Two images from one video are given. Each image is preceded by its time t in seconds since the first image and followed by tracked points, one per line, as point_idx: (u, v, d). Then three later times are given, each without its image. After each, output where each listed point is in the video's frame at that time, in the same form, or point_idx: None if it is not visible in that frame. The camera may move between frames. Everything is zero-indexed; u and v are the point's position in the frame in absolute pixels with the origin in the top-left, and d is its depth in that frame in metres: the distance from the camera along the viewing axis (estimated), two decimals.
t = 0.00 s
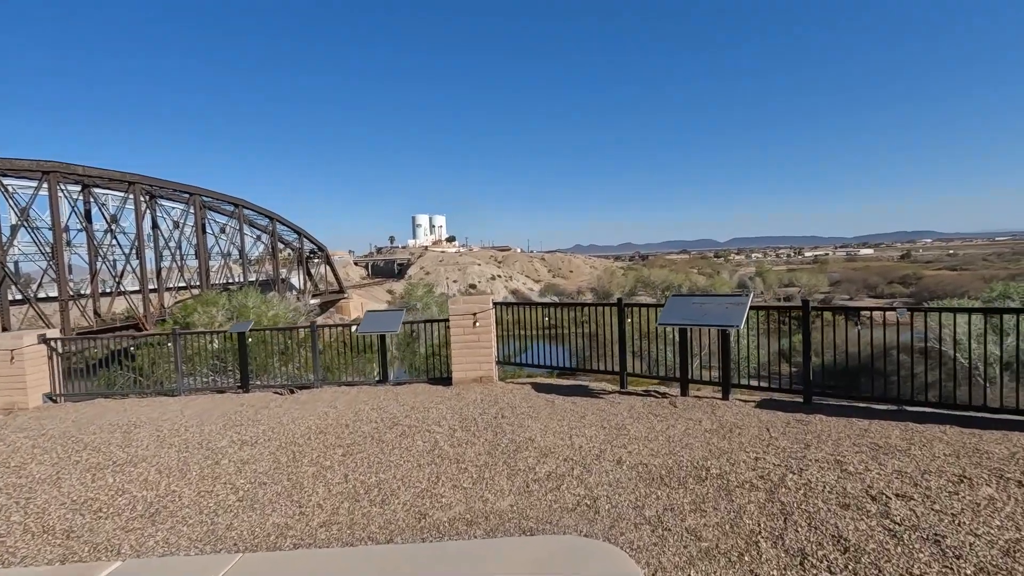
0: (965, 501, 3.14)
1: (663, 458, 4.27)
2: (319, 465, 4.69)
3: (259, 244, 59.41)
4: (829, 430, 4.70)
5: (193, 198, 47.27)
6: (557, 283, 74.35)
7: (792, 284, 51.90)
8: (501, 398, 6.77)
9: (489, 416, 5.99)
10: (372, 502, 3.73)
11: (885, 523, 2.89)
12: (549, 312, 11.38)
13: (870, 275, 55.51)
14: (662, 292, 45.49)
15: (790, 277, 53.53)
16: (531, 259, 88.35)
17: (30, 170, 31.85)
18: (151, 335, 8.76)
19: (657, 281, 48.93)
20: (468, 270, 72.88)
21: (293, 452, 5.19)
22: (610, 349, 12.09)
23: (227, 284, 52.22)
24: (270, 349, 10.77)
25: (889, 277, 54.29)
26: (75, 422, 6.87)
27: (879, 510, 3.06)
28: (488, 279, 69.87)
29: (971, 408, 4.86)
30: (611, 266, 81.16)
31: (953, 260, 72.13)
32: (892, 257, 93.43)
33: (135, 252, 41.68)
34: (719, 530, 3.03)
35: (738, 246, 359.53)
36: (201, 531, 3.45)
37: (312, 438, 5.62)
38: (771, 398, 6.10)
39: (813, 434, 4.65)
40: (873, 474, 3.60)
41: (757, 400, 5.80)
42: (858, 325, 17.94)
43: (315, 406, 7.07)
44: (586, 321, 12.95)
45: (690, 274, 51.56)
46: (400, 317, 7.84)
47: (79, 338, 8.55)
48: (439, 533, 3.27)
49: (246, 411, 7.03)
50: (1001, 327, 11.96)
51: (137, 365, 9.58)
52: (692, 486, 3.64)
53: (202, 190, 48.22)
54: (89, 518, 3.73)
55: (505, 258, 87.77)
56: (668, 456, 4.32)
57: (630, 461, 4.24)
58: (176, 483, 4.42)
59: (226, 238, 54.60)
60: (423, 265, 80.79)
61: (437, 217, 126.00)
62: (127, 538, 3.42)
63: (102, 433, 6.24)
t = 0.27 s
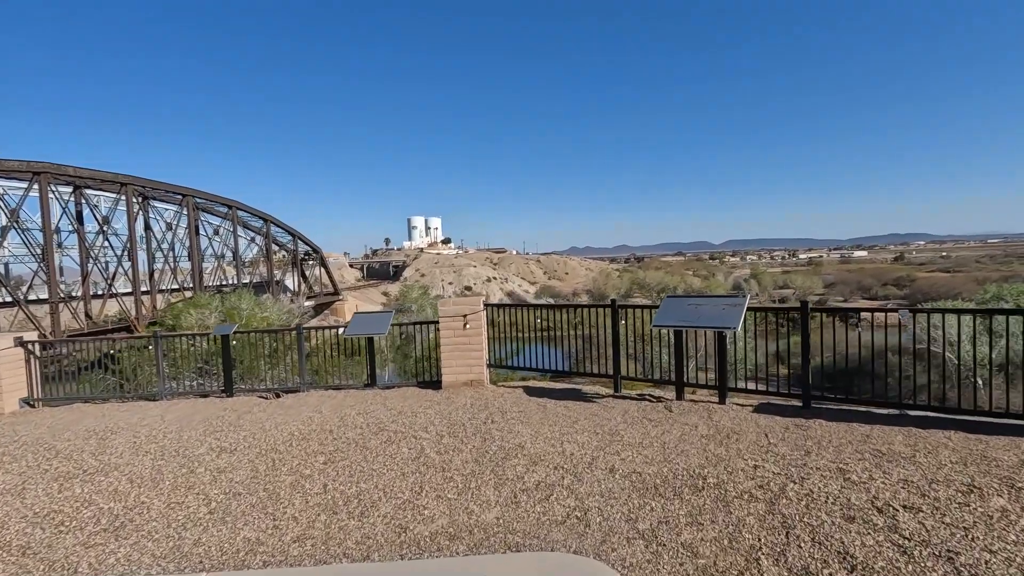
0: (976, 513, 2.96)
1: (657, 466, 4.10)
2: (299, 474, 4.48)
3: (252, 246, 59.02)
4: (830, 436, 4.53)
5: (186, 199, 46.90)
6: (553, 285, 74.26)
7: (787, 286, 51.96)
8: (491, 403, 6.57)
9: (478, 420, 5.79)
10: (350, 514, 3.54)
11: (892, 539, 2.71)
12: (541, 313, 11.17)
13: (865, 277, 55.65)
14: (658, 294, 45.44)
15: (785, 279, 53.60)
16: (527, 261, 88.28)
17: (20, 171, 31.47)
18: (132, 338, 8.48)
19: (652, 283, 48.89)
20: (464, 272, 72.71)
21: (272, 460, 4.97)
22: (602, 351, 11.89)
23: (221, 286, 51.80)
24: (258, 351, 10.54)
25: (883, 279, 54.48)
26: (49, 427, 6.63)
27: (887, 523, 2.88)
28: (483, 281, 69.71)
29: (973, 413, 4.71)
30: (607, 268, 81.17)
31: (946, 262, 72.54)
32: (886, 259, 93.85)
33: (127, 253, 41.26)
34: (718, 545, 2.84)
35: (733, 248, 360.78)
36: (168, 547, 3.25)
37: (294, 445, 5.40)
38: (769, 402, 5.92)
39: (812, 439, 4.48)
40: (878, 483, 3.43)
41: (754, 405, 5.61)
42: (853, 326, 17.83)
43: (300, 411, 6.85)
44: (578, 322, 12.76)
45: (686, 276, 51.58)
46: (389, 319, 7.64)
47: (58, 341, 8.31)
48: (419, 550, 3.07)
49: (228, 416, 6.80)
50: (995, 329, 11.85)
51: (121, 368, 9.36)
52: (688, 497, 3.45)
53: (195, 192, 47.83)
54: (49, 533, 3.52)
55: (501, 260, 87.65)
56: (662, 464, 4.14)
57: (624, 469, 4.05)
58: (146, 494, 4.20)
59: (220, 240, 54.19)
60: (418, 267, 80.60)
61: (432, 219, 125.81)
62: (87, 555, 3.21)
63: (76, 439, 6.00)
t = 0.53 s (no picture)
0: (1000, 537, 2.76)
1: (657, 481, 3.88)
2: (279, 489, 4.24)
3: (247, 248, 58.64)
4: (838, 448, 4.32)
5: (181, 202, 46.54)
6: (550, 288, 74.11)
7: (783, 289, 51.94)
8: (484, 411, 6.35)
9: (470, 430, 5.57)
10: (329, 536, 3.31)
11: (914, 568, 2.50)
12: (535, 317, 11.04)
13: (860, 280, 55.70)
14: (655, 296, 45.32)
15: (781, 282, 53.58)
16: (523, 264, 88.15)
17: (11, 173, 31.10)
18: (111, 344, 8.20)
19: (649, 285, 48.80)
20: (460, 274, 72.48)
21: (252, 473, 4.74)
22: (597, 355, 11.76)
23: (215, 289, 51.42)
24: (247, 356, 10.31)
25: (878, 281, 54.55)
26: (24, 437, 6.38)
27: (906, 549, 2.68)
28: (480, 284, 69.48)
29: (986, 423, 4.48)
30: (603, 271, 81.10)
31: (940, 265, 72.80)
32: (881, 262, 94.10)
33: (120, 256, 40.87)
34: (724, 574, 2.62)
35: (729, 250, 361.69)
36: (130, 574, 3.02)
37: (277, 457, 5.17)
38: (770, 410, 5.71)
39: (819, 452, 4.27)
40: (891, 501, 3.23)
41: (756, 414, 5.40)
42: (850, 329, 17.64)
43: (287, 419, 6.61)
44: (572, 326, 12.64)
45: (682, 279, 51.50)
46: (379, 323, 7.42)
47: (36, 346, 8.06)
48: None
49: (211, 425, 6.56)
50: (992, 330, 11.72)
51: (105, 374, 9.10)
52: (691, 516, 3.24)
53: (189, 194, 47.49)
54: (5, 557, 3.28)
55: (497, 262, 87.48)
56: (662, 479, 3.93)
57: (622, 485, 3.84)
58: (115, 512, 3.96)
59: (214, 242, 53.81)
60: (414, 269, 80.32)
61: (428, 222, 125.57)
62: None
63: (50, 451, 5.76)
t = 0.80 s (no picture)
0: None
1: (655, 498, 3.68)
2: (257, 508, 4.02)
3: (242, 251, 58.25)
4: (845, 461, 4.12)
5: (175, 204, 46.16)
6: (546, 291, 73.99)
7: (779, 292, 51.95)
8: (476, 420, 6.14)
9: (461, 441, 5.36)
10: (306, 561, 3.09)
11: None
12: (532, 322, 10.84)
13: (855, 282, 55.75)
14: (651, 299, 45.19)
15: (776, 285, 53.59)
16: (519, 267, 88.07)
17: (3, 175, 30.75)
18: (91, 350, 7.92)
19: (645, 288, 48.70)
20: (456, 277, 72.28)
21: (231, 488, 4.52)
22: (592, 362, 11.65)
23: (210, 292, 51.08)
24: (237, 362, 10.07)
25: (873, 284, 54.64)
26: None
27: None
28: (476, 287, 69.29)
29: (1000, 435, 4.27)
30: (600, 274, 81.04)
31: (934, 267, 73.02)
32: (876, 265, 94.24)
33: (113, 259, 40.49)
34: None
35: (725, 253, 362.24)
36: None
37: (258, 470, 4.95)
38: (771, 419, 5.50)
39: (825, 465, 4.07)
40: (905, 523, 3.03)
41: (760, 424, 5.20)
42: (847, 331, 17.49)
43: (272, 429, 6.38)
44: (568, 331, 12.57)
45: (678, 281, 51.45)
46: (369, 329, 7.21)
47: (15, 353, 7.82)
48: None
49: (192, 435, 6.33)
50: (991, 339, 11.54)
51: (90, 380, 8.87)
52: (692, 538, 3.03)
53: (184, 197, 47.13)
54: None
55: (493, 265, 87.35)
56: (661, 495, 3.73)
57: (618, 502, 3.64)
58: (80, 533, 3.73)
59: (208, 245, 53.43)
60: (410, 272, 80.11)
61: (425, 225, 125.36)
62: None
63: (22, 462, 5.52)
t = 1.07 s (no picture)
0: None
1: (651, 510, 3.49)
2: (231, 521, 3.81)
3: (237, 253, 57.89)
4: (850, 470, 3.93)
5: (169, 205, 45.82)
6: (543, 293, 73.88)
7: (774, 294, 51.98)
8: (467, 426, 5.95)
9: (450, 448, 5.16)
10: None
11: None
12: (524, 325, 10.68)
13: (850, 284, 55.86)
14: (647, 301, 45.13)
15: (772, 287, 53.62)
16: (516, 269, 87.97)
17: None
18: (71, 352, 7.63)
19: (641, 290, 48.63)
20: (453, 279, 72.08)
21: (206, 500, 4.29)
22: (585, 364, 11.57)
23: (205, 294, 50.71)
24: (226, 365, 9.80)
25: (868, 286, 54.76)
26: None
27: None
28: (472, 289, 69.12)
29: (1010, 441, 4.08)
30: (596, 276, 80.98)
31: (928, 270, 73.33)
32: (870, 267, 94.59)
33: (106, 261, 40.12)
34: None
35: (720, 255, 363.21)
36: None
37: (237, 479, 4.73)
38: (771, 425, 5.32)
39: (829, 474, 3.88)
40: (917, 538, 2.85)
41: (760, 430, 5.02)
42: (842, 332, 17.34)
43: (255, 435, 6.16)
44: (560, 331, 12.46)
45: (674, 283, 51.43)
46: (358, 331, 7.02)
47: None
48: None
49: (172, 442, 6.10)
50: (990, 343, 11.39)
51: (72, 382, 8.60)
52: (692, 556, 2.84)
53: (178, 198, 46.80)
54: None
55: (490, 267, 87.21)
56: (657, 507, 3.53)
57: (612, 515, 3.44)
58: (39, 550, 3.50)
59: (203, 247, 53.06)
60: (406, 274, 79.90)
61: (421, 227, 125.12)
62: None
63: None
